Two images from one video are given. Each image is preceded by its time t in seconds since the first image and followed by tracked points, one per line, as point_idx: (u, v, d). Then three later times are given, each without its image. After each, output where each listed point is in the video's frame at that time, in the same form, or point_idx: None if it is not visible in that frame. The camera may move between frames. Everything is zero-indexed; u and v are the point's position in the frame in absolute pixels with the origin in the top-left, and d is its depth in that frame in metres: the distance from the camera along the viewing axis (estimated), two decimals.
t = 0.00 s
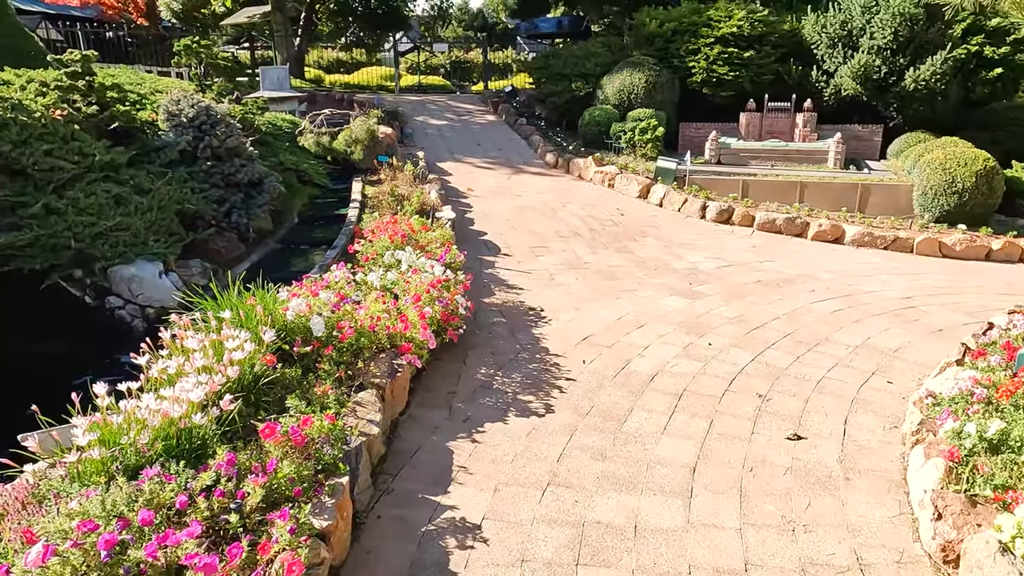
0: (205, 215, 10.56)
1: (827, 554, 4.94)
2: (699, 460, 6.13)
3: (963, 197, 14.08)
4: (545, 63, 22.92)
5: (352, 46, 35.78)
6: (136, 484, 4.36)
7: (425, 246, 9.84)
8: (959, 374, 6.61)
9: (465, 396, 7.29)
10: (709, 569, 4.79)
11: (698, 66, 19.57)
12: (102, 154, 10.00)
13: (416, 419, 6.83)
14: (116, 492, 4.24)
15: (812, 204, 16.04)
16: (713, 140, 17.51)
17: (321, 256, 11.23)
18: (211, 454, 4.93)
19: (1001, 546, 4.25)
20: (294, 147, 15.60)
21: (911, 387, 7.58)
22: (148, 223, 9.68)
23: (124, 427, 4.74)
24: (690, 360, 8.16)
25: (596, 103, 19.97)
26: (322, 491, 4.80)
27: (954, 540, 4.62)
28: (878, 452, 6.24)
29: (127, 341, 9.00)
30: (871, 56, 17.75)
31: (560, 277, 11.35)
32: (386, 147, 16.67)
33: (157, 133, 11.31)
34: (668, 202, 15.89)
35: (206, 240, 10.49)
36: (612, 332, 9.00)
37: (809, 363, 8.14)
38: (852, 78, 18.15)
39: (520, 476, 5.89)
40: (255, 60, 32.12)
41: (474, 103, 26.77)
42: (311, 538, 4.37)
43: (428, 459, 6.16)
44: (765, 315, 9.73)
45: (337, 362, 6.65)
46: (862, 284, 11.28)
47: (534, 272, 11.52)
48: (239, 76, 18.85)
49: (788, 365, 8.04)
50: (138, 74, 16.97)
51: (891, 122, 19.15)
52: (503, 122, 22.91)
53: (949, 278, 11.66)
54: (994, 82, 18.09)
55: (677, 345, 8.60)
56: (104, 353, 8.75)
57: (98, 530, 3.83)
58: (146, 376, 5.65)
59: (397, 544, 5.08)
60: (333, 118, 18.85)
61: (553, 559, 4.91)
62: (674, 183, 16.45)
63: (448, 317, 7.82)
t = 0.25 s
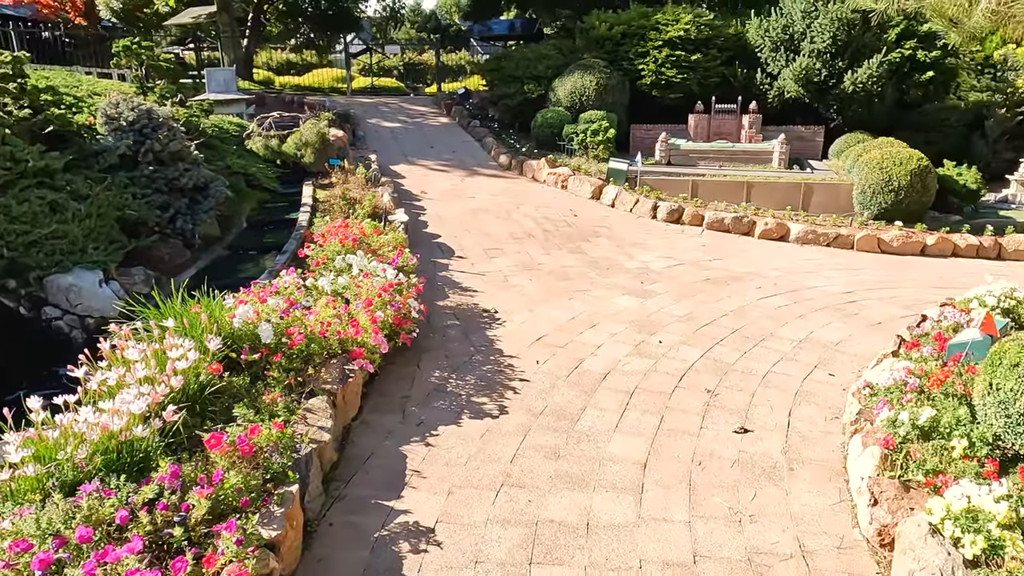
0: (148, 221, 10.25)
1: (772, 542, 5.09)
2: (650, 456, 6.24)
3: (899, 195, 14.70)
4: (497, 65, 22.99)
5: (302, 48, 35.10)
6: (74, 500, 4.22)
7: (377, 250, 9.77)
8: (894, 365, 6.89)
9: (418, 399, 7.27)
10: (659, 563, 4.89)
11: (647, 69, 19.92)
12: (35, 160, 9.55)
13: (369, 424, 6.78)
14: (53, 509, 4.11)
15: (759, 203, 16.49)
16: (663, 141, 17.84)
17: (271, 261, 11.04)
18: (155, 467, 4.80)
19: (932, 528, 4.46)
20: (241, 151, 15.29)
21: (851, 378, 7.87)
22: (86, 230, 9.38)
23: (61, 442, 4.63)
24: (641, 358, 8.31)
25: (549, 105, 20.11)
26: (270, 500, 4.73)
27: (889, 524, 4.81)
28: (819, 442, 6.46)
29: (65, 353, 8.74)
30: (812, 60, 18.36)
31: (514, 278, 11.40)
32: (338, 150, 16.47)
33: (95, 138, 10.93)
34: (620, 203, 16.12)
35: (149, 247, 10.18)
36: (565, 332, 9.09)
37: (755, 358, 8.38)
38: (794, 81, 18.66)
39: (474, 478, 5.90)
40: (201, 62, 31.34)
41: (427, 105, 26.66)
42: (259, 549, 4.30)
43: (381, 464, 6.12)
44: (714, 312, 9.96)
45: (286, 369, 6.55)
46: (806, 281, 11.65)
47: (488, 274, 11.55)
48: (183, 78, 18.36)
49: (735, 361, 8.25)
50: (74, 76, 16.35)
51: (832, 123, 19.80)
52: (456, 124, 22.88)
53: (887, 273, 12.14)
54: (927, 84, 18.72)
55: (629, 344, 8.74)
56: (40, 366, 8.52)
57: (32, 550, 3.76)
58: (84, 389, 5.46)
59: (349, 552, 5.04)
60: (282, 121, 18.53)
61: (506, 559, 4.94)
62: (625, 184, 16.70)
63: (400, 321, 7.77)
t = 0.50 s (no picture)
0: (89, 229, 10.02)
1: (722, 536, 5.20)
2: (604, 455, 6.31)
3: (843, 195, 15.20)
4: (452, 68, 23.00)
5: (253, 49, 34.91)
6: (8, 521, 4.05)
7: (329, 255, 9.64)
8: (838, 360, 7.12)
9: (373, 406, 7.20)
10: (612, 561, 4.95)
11: (600, 72, 20.19)
12: None
13: (322, 432, 6.68)
14: None
15: (710, 204, 16.84)
16: (617, 144, 18.07)
17: (222, 268, 10.81)
18: (95, 484, 4.64)
19: (871, 517, 4.62)
20: (188, 156, 14.91)
21: (798, 373, 8.11)
22: (22, 239, 8.98)
23: None
24: (596, 359, 8.40)
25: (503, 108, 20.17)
26: (218, 514, 4.63)
27: (833, 514, 4.96)
28: (768, 436, 6.63)
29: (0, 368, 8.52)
30: (758, 64, 18.92)
31: (470, 281, 11.40)
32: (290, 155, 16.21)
33: (31, 143, 10.52)
34: (576, 205, 16.27)
35: (90, 255, 9.96)
36: (520, 335, 9.13)
37: (707, 355, 8.55)
38: (742, 84, 19.31)
39: (429, 483, 5.88)
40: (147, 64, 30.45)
41: (382, 108, 26.45)
42: (206, 564, 4.19)
43: (335, 472, 6.05)
44: (667, 312, 10.13)
45: (236, 378, 6.41)
46: (756, 279, 11.95)
47: (444, 278, 11.52)
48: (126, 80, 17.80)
49: (688, 359, 8.41)
50: (9, 79, 15.69)
51: (778, 126, 20.33)
52: (412, 127, 22.76)
53: (832, 271, 12.53)
54: (868, 88, 19.17)
55: (584, 344, 8.83)
56: None
57: None
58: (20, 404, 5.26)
59: (302, 563, 4.96)
60: (232, 125, 18.16)
61: (462, 564, 4.93)
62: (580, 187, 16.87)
63: (353, 327, 7.68)
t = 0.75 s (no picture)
0: (25, 237, 9.49)
1: (672, 532, 5.27)
2: (558, 456, 6.35)
3: (791, 195, 15.62)
4: (407, 72, 22.91)
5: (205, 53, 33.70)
6: None
7: (280, 261, 9.47)
8: (784, 356, 7.30)
9: (325, 413, 7.09)
10: (565, 561, 4.97)
11: (555, 76, 20.39)
12: None
13: (272, 442, 6.56)
14: None
15: (664, 205, 17.10)
16: (573, 147, 18.23)
17: (169, 276, 10.56)
18: (26, 503, 4.46)
19: (813, 508, 4.74)
20: (134, 161, 14.49)
21: (747, 370, 8.28)
22: None
23: None
24: (551, 361, 8.44)
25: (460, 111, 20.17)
26: (160, 529, 4.51)
27: (778, 507, 5.08)
28: (718, 433, 6.75)
29: None
30: (709, 68, 19.42)
31: (426, 286, 11.34)
32: (241, 159, 15.90)
33: None
34: (532, 207, 16.35)
35: (28, 265, 9.53)
36: (476, 339, 9.13)
37: (660, 355, 8.67)
38: (694, 88, 19.75)
39: (382, 490, 5.81)
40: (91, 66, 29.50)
41: (337, 112, 26.16)
42: None
43: (285, 482, 5.94)
44: (622, 312, 10.25)
45: (181, 389, 6.24)
46: (708, 279, 12.17)
47: (400, 282, 11.44)
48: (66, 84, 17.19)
49: (641, 358, 8.52)
50: None
51: (729, 128, 20.61)
52: (368, 130, 22.55)
53: (782, 269, 12.85)
54: (814, 91, 19.77)
55: (539, 347, 8.87)
56: None
57: None
58: None
59: None
60: (180, 129, 17.72)
61: (414, 570, 4.89)
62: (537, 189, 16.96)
63: (305, 334, 7.55)
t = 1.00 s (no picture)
0: None
1: (620, 531, 5.35)
2: (509, 459, 6.37)
3: (742, 197, 15.96)
4: (363, 75, 22.79)
5: (155, 54, 32.19)
6: None
7: (229, 268, 9.30)
8: (731, 355, 7.47)
9: (275, 422, 6.99)
10: (514, 563, 5.00)
11: (511, 80, 20.50)
12: None
13: (219, 452, 6.43)
14: None
15: (620, 207, 17.31)
16: (529, 150, 18.33)
17: (113, 285, 10.26)
18: None
19: (753, 503, 4.86)
20: (77, 167, 14.05)
21: (698, 369, 8.44)
22: None
23: None
24: (504, 364, 8.48)
25: (417, 115, 20.11)
26: (96, 545, 4.36)
27: (722, 503, 5.19)
28: (667, 431, 6.87)
29: None
30: (662, 72, 19.72)
31: (381, 291, 11.26)
32: (191, 164, 15.55)
33: None
34: (490, 211, 16.38)
35: None
36: (430, 343, 9.11)
37: (613, 356, 8.79)
38: (648, 91, 19.94)
39: (331, 498, 5.75)
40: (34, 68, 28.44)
41: (292, 115, 25.79)
42: None
43: (231, 493, 5.83)
44: (576, 314, 10.35)
45: (121, 402, 6.08)
46: (662, 280, 12.36)
47: (354, 288, 11.33)
48: (5, 86, 16.57)
49: (594, 360, 8.62)
50: None
51: (683, 132, 20.96)
52: (324, 134, 22.28)
53: (733, 269, 13.13)
54: (764, 95, 20.25)
55: (494, 350, 8.90)
56: None
57: None
58: None
59: None
60: (126, 133, 17.25)
61: None
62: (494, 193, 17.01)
63: (253, 342, 7.41)
